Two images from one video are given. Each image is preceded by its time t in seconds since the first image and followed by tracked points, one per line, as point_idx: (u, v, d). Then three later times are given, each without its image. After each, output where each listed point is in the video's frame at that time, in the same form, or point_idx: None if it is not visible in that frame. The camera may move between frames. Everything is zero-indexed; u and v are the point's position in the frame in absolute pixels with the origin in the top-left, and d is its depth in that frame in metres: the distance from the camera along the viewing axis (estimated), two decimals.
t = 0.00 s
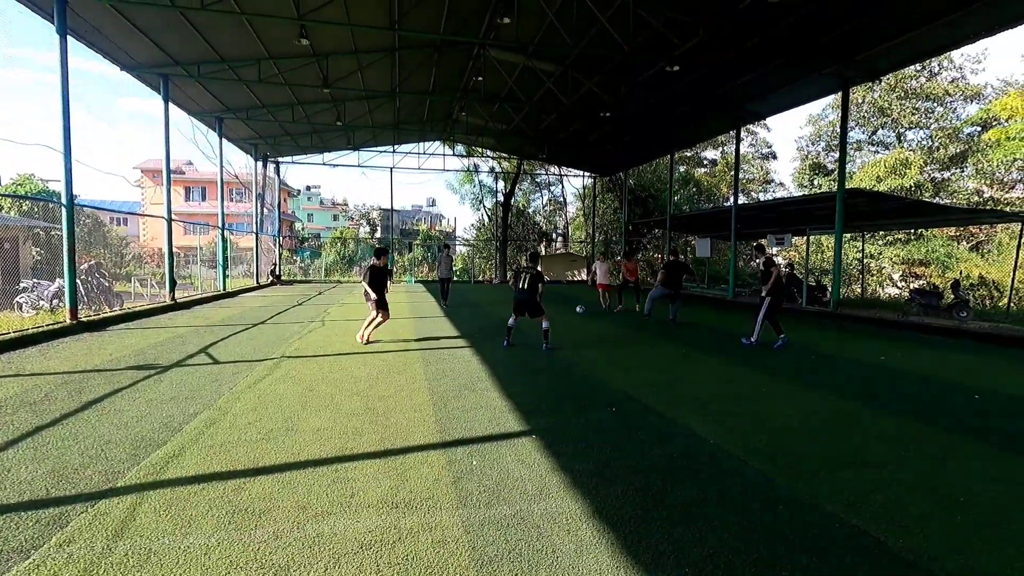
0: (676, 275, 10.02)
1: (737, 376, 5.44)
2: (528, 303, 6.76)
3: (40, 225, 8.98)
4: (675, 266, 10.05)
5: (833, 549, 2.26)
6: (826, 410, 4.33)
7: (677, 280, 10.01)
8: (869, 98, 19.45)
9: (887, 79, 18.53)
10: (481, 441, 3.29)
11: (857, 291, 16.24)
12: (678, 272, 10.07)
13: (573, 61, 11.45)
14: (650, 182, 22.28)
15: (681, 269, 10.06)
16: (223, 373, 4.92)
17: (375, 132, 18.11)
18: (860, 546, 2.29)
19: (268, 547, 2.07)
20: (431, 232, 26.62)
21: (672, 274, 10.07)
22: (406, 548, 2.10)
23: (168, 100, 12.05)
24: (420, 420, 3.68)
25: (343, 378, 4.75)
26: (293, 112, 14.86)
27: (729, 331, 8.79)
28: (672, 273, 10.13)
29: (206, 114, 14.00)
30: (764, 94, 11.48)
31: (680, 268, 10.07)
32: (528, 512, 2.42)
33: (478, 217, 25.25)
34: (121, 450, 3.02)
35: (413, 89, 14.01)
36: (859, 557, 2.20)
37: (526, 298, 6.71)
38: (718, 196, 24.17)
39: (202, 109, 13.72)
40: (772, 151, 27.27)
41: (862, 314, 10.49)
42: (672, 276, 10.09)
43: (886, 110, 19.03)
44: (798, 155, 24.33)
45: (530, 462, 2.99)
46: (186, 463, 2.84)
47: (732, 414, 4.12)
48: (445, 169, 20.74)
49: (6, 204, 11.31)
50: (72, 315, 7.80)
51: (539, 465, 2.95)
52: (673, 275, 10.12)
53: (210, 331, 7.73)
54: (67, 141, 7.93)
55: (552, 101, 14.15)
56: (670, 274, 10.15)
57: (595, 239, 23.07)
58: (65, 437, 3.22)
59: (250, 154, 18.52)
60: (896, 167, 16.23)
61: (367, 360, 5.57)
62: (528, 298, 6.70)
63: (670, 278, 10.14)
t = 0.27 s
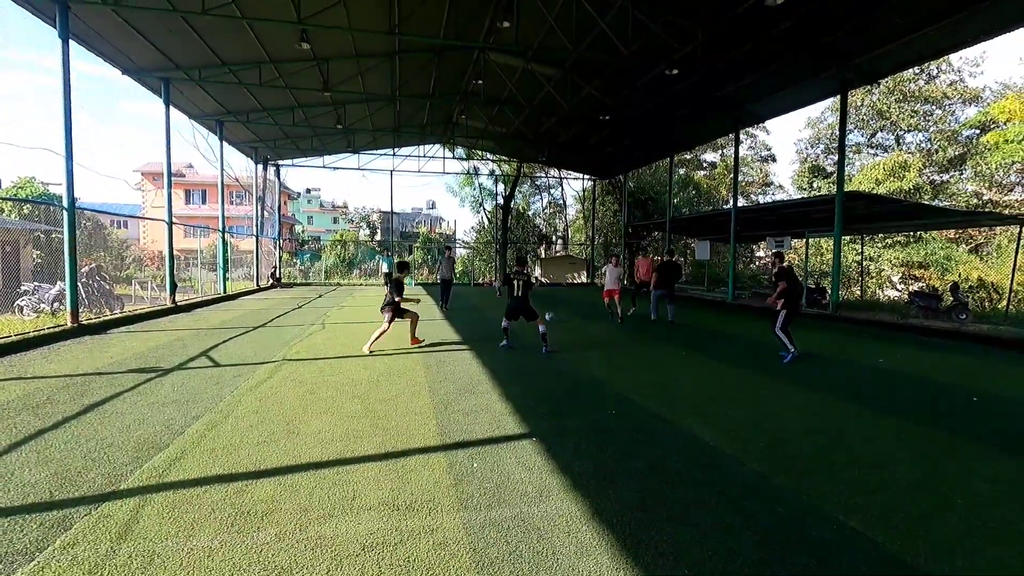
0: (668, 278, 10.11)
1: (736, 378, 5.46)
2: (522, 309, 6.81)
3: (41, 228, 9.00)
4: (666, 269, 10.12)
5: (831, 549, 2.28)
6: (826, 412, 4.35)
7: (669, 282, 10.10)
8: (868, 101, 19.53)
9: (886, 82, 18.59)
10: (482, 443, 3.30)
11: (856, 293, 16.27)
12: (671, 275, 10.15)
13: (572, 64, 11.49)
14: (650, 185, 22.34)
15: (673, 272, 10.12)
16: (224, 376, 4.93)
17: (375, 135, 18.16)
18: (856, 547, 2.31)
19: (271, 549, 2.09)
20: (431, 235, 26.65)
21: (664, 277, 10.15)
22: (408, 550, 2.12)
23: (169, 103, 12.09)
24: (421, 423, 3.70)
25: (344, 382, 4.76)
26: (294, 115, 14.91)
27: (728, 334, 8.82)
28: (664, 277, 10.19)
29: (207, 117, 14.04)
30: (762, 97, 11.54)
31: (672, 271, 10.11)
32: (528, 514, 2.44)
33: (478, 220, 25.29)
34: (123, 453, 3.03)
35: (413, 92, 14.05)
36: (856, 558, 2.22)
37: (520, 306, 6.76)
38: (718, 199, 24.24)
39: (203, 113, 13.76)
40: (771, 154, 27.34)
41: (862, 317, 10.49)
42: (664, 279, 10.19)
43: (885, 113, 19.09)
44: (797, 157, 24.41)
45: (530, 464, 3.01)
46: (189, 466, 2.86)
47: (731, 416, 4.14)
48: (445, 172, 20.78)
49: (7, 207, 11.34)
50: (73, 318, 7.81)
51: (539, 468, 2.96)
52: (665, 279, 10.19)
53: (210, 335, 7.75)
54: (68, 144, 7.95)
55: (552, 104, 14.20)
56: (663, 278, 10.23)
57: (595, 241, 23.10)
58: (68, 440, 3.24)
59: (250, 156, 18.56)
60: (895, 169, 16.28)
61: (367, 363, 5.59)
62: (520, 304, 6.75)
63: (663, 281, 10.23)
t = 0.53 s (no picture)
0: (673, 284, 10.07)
1: (743, 387, 5.44)
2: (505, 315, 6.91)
3: (50, 237, 9.07)
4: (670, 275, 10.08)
5: (843, 563, 2.26)
6: (834, 423, 4.31)
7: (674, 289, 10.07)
8: (872, 109, 19.56)
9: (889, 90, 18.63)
10: (490, 454, 3.30)
11: (862, 301, 16.22)
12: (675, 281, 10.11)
13: (576, 73, 11.55)
14: (654, 192, 22.38)
15: (676, 277, 10.09)
16: (231, 385, 4.95)
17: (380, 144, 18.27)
18: (868, 560, 2.30)
19: (282, 562, 2.08)
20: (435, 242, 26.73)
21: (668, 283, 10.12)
22: (419, 563, 2.11)
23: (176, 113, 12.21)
24: (429, 433, 3.70)
25: (351, 391, 4.77)
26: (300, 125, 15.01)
27: (734, 343, 8.81)
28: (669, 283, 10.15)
29: (214, 127, 14.16)
30: (766, 106, 11.58)
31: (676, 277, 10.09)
32: (538, 526, 2.43)
33: (482, 227, 25.36)
34: (133, 464, 3.04)
35: (418, 101, 14.14)
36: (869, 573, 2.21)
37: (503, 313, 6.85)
38: (722, 207, 24.26)
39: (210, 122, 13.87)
40: (775, 162, 27.38)
41: (868, 325, 10.45)
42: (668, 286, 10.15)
43: (889, 121, 19.11)
44: (801, 165, 24.45)
45: (539, 475, 3.01)
46: (198, 477, 2.87)
47: (739, 427, 4.12)
48: (449, 180, 20.87)
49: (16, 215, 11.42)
50: (80, 326, 7.85)
51: (548, 480, 2.95)
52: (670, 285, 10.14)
53: (217, 343, 7.77)
54: (78, 154, 8.03)
55: (556, 112, 14.27)
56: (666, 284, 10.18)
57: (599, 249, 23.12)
58: (77, 450, 3.25)
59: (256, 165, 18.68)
60: (899, 177, 16.27)
61: (374, 372, 5.59)
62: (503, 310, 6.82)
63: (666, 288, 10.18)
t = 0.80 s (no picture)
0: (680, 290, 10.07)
1: (746, 393, 5.43)
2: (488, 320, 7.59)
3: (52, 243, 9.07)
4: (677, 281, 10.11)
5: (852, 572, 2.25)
6: (837, 429, 4.31)
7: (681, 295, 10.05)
8: (872, 114, 19.61)
9: (889, 95, 18.68)
10: (494, 461, 3.29)
11: (863, 306, 16.21)
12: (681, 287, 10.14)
13: (578, 79, 11.60)
14: (654, 198, 22.42)
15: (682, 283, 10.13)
16: (234, 392, 4.93)
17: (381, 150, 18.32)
18: (876, 569, 2.29)
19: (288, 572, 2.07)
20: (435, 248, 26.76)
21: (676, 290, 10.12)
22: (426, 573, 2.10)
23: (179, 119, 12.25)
24: (433, 440, 3.69)
25: (354, 397, 4.76)
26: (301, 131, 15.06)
27: (736, 348, 8.80)
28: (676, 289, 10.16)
29: (215, 133, 14.20)
30: (767, 112, 11.62)
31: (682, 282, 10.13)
32: (545, 535, 2.42)
33: (482, 233, 25.38)
34: (136, 472, 3.03)
35: (419, 107, 14.20)
36: None
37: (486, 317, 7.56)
38: (722, 212, 24.30)
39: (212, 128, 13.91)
40: (775, 167, 27.43)
41: (870, 330, 10.44)
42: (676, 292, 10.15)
43: (889, 126, 19.16)
44: (801, 170, 24.51)
45: (544, 483, 3.00)
46: (203, 485, 2.86)
47: (742, 433, 4.12)
48: (450, 185, 20.91)
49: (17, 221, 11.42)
50: (82, 332, 7.84)
51: (554, 487, 2.94)
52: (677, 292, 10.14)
53: (218, 349, 7.76)
54: (81, 161, 8.04)
55: (557, 118, 14.32)
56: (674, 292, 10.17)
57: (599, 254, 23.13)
58: (81, 458, 3.24)
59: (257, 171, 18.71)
60: (900, 182, 16.30)
61: (377, 378, 5.58)
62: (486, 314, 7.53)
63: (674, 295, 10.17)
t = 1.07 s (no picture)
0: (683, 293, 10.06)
1: (746, 397, 5.43)
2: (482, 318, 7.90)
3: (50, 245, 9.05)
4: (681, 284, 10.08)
5: None
6: (837, 433, 4.30)
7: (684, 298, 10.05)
8: (869, 117, 19.68)
9: (887, 99, 18.75)
10: (495, 466, 3.28)
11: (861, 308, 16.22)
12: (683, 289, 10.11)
13: (577, 82, 11.62)
14: (652, 200, 22.45)
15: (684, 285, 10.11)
16: (232, 396, 4.92)
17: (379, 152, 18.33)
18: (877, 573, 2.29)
19: None
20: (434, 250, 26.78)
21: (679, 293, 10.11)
22: None
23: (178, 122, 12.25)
24: (433, 444, 3.68)
25: (354, 401, 4.75)
26: (301, 133, 15.07)
27: (735, 351, 8.81)
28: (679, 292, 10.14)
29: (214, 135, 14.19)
30: (765, 115, 11.64)
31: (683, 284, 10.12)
32: (546, 540, 2.42)
33: (481, 235, 25.38)
34: (136, 477, 3.02)
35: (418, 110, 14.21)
36: None
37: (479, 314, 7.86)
38: (720, 214, 24.35)
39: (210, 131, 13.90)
40: (773, 170, 27.49)
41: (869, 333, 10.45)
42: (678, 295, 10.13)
43: (886, 129, 19.22)
44: (799, 172, 24.57)
45: (545, 487, 2.99)
46: (202, 490, 2.85)
47: (742, 437, 4.12)
48: (449, 188, 20.93)
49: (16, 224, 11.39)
50: (80, 335, 7.83)
51: (554, 492, 2.94)
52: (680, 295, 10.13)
53: (217, 352, 7.74)
54: (80, 164, 8.04)
55: (555, 121, 14.34)
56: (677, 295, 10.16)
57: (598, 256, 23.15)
58: (79, 463, 3.23)
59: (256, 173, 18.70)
60: (898, 185, 16.33)
61: (376, 382, 5.57)
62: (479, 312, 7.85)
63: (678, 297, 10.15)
